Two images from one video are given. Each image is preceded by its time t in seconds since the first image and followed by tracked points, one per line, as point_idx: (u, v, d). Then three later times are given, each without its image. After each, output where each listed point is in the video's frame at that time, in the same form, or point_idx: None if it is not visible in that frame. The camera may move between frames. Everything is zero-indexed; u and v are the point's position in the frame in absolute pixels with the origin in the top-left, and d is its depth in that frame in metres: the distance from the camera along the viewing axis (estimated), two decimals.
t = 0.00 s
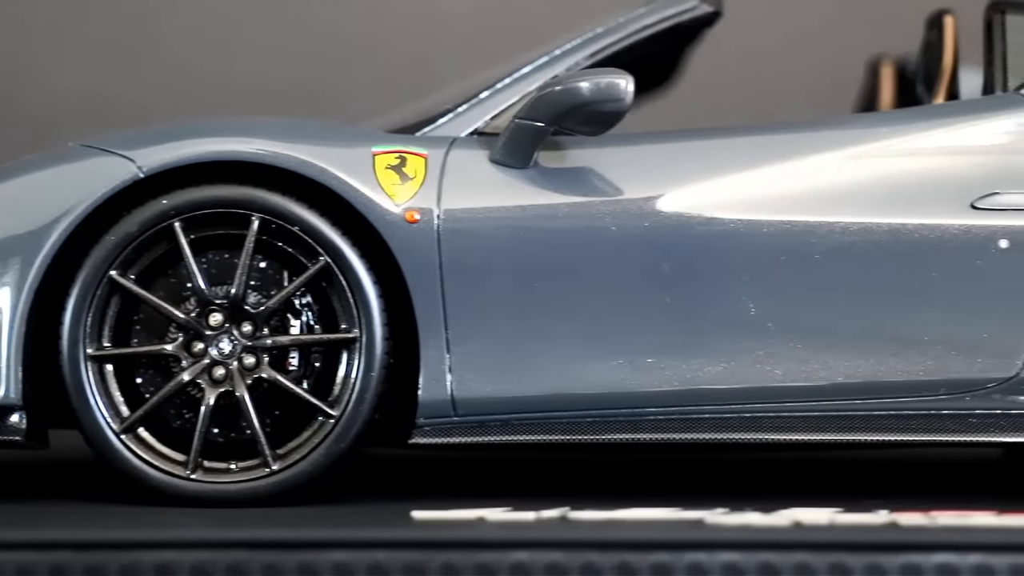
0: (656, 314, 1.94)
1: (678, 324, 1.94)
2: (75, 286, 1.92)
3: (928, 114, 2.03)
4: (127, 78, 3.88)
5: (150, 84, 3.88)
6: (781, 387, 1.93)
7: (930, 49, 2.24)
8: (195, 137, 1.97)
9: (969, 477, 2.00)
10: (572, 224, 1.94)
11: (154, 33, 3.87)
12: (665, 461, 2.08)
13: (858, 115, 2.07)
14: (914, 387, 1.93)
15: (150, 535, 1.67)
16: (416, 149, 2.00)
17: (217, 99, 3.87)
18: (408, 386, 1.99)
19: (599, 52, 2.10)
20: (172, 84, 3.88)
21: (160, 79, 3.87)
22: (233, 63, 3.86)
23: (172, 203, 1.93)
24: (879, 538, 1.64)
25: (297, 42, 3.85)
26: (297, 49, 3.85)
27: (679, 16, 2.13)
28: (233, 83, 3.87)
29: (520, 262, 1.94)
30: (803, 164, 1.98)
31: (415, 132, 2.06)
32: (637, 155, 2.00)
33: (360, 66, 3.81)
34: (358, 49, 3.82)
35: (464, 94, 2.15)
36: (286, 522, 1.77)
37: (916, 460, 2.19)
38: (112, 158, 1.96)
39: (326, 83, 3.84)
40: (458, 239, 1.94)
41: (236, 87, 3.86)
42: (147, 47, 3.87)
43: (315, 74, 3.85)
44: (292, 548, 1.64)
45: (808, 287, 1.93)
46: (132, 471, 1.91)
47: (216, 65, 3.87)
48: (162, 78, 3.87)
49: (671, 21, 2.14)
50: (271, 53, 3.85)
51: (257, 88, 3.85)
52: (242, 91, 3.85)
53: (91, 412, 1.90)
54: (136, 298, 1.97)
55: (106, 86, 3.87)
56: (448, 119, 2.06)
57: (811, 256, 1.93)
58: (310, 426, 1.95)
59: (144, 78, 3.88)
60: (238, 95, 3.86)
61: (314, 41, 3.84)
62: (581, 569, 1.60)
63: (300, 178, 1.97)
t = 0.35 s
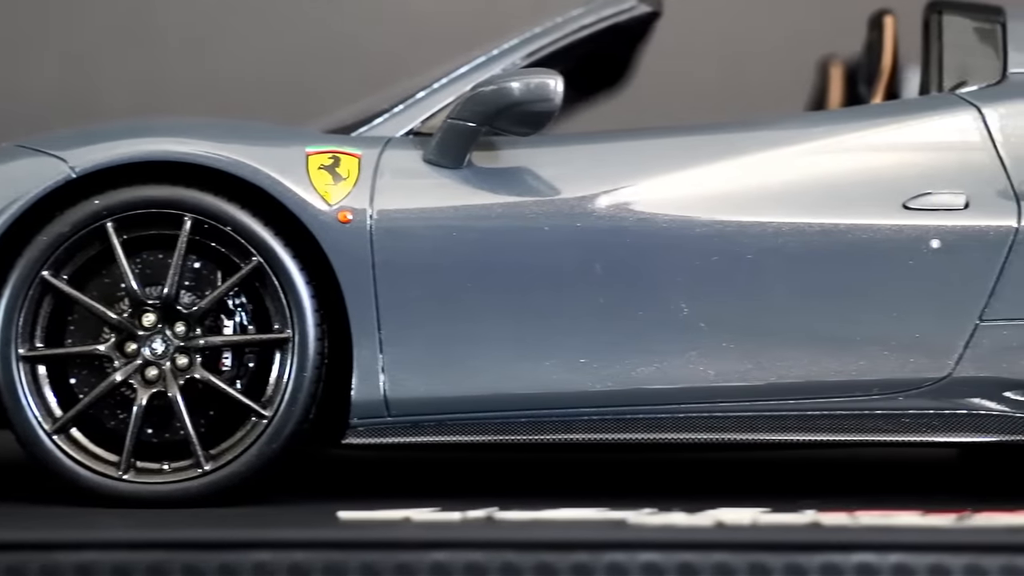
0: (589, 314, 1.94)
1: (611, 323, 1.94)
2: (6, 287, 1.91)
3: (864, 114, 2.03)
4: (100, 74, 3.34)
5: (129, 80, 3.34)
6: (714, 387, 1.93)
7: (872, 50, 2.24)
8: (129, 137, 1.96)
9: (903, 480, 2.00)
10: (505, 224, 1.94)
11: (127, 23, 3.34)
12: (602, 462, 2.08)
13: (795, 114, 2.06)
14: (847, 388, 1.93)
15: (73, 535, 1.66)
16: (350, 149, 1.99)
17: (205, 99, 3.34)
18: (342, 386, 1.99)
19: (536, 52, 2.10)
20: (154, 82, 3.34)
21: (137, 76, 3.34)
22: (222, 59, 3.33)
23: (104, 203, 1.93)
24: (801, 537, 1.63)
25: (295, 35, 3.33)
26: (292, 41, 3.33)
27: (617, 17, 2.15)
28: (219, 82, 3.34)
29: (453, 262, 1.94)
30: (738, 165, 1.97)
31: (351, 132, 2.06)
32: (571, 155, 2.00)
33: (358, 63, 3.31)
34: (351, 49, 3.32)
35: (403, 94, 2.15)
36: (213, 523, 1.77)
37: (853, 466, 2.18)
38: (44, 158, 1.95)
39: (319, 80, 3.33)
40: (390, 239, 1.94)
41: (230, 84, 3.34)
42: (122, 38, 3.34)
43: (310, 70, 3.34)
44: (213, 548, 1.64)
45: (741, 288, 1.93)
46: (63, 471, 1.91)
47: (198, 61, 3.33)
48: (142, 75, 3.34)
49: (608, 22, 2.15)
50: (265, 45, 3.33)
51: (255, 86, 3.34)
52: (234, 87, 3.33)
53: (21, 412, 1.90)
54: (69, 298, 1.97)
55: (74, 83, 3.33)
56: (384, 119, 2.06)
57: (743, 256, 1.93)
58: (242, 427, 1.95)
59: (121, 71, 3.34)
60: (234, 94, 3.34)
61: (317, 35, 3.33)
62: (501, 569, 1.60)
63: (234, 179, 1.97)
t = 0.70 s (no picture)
0: (519, 314, 1.94)
1: (541, 323, 1.94)
2: None
3: (799, 114, 2.03)
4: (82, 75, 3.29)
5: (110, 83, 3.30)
6: (645, 387, 1.93)
7: (813, 49, 2.25)
8: (60, 137, 1.96)
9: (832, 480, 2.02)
10: (435, 225, 1.94)
11: (108, 29, 3.30)
12: (538, 462, 2.08)
13: (732, 114, 2.07)
14: (778, 388, 1.94)
15: None
16: (282, 149, 2.00)
17: (190, 102, 3.30)
18: (274, 385, 1.99)
19: (472, 52, 2.10)
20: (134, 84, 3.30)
21: (117, 80, 3.30)
22: (203, 59, 3.28)
23: (34, 203, 1.92)
24: (719, 536, 1.63)
25: (282, 29, 3.28)
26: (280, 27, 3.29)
27: (552, 18, 2.15)
28: (204, 83, 3.29)
29: (383, 263, 1.94)
30: (670, 164, 1.98)
31: (286, 132, 2.06)
32: (503, 155, 2.00)
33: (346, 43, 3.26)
34: (337, 28, 3.27)
35: (341, 93, 2.15)
36: (138, 523, 1.77)
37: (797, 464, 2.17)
38: None
39: (301, 65, 3.27)
40: (320, 239, 1.94)
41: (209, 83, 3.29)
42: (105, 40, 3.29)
43: (294, 56, 3.28)
44: (132, 547, 1.64)
45: (671, 288, 1.93)
46: None
47: (182, 63, 3.29)
48: (122, 73, 3.30)
49: (544, 22, 2.15)
50: (246, 39, 3.28)
51: (239, 85, 3.29)
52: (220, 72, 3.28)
53: None
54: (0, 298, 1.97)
55: (59, 87, 3.29)
56: (318, 119, 2.06)
57: (673, 256, 1.93)
58: (174, 426, 1.95)
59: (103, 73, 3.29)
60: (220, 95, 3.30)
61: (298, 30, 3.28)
62: (418, 568, 1.60)
63: (166, 178, 1.97)
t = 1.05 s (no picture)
0: (454, 314, 1.94)
1: (476, 322, 1.94)
2: None
3: (736, 114, 2.04)
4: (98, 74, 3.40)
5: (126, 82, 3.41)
6: (579, 387, 1.94)
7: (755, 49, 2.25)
8: None
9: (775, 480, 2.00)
10: (368, 225, 1.94)
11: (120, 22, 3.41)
12: (478, 461, 2.09)
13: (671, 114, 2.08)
14: (712, 388, 1.93)
15: None
16: (218, 149, 2.00)
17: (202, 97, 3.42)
18: (209, 386, 2.00)
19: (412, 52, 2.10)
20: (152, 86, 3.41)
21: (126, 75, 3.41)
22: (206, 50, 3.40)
23: None
24: (641, 535, 1.64)
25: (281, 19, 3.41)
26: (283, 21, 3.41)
27: (492, 18, 2.15)
28: (213, 77, 3.41)
29: (317, 262, 1.94)
30: (603, 164, 1.98)
31: (225, 133, 2.07)
32: (440, 156, 2.01)
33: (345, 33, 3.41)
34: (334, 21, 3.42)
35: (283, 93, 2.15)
36: (67, 522, 1.77)
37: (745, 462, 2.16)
38: None
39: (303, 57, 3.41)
40: (254, 240, 1.94)
41: (223, 77, 3.40)
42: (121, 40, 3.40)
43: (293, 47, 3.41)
44: (56, 547, 1.64)
45: (605, 287, 1.93)
46: None
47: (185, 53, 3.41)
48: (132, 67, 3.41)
49: (484, 23, 2.15)
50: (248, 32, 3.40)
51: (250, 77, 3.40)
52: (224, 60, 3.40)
53: None
54: None
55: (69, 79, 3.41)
56: (257, 120, 2.07)
57: (608, 256, 1.92)
58: (109, 426, 1.95)
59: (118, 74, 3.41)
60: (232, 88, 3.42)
61: (306, 20, 3.39)
62: (340, 567, 1.61)
63: (102, 179, 1.97)
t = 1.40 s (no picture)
0: (382, 313, 1.95)
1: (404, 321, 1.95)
2: None
3: (668, 116, 2.04)
4: (100, 80, 3.55)
5: (131, 84, 3.56)
6: (506, 386, 1.94)
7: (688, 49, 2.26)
8: None
9: (703, 479, 2.01)
10: (296, 225, 1.95)
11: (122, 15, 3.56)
12: (411, 460, 2.10)
13: (602, 114, 2.09)
14: (638, 387, 1.94)
15: None
16: (148, 150, 2.01)
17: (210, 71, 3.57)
18: (138, 386, 2.00)
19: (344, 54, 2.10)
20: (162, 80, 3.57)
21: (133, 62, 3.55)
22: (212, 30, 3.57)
23: None
24: (555, 535, 1.64)
25: None
26: None
27: (424, 19, 2.17)
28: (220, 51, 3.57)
29: (246, 262, 1.95)
30: (530, 164, 1.99)
31: (157, 134, 2.08)
32: (368, 156, 2.01)
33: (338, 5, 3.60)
34: None
35: (215, 93, 2.17)
36: None
37: (679, 461, 2.18)
38: None
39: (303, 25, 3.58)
40: (182, 241, 1.95)
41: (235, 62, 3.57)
42: (122, 42, 3.54)
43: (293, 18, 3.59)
44: None
45: (532, 288, 1.94)
46: None
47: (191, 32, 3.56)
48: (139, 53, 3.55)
49: (416, 23, 2.16)
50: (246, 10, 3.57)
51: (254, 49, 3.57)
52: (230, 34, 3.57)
53: None
54: None
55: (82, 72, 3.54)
56: (187, 121, 2.08)
57: (534, 255, 1.93)
58: (38, 426, 1.95)
59: (122, 76, 3.55)
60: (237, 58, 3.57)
61: None
62: (255, 566, 1.61)
63: (32, 180, 1.98)
